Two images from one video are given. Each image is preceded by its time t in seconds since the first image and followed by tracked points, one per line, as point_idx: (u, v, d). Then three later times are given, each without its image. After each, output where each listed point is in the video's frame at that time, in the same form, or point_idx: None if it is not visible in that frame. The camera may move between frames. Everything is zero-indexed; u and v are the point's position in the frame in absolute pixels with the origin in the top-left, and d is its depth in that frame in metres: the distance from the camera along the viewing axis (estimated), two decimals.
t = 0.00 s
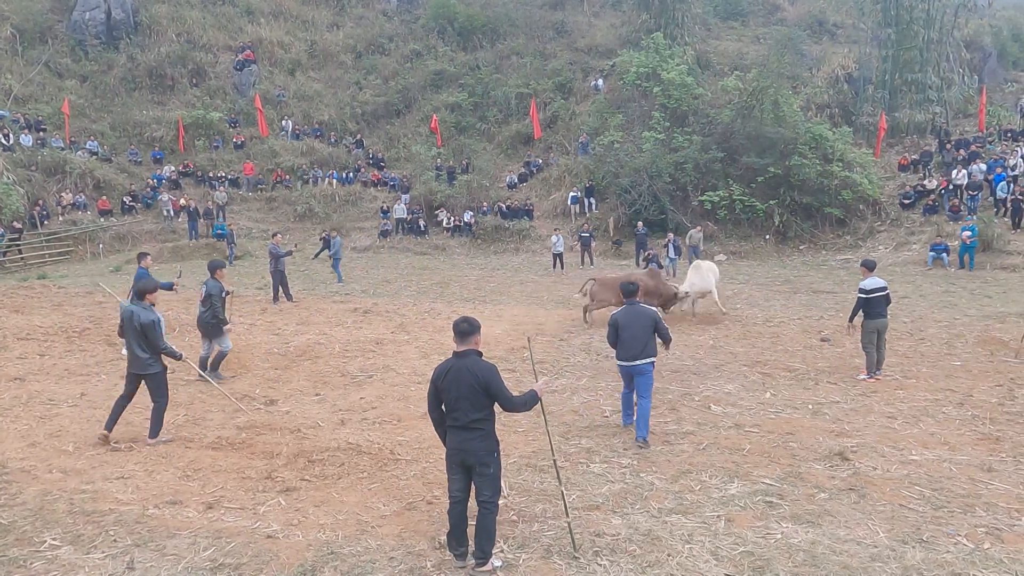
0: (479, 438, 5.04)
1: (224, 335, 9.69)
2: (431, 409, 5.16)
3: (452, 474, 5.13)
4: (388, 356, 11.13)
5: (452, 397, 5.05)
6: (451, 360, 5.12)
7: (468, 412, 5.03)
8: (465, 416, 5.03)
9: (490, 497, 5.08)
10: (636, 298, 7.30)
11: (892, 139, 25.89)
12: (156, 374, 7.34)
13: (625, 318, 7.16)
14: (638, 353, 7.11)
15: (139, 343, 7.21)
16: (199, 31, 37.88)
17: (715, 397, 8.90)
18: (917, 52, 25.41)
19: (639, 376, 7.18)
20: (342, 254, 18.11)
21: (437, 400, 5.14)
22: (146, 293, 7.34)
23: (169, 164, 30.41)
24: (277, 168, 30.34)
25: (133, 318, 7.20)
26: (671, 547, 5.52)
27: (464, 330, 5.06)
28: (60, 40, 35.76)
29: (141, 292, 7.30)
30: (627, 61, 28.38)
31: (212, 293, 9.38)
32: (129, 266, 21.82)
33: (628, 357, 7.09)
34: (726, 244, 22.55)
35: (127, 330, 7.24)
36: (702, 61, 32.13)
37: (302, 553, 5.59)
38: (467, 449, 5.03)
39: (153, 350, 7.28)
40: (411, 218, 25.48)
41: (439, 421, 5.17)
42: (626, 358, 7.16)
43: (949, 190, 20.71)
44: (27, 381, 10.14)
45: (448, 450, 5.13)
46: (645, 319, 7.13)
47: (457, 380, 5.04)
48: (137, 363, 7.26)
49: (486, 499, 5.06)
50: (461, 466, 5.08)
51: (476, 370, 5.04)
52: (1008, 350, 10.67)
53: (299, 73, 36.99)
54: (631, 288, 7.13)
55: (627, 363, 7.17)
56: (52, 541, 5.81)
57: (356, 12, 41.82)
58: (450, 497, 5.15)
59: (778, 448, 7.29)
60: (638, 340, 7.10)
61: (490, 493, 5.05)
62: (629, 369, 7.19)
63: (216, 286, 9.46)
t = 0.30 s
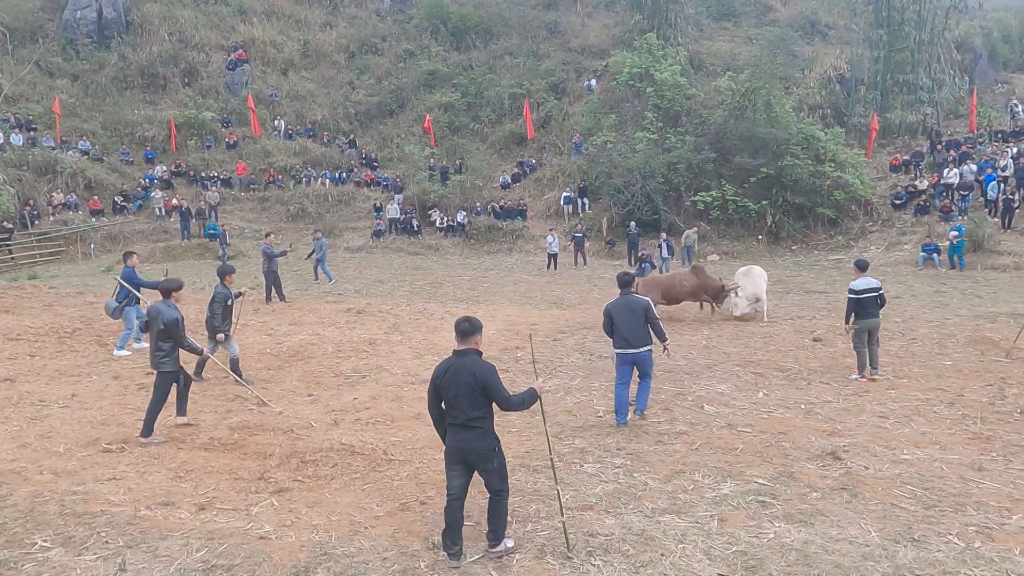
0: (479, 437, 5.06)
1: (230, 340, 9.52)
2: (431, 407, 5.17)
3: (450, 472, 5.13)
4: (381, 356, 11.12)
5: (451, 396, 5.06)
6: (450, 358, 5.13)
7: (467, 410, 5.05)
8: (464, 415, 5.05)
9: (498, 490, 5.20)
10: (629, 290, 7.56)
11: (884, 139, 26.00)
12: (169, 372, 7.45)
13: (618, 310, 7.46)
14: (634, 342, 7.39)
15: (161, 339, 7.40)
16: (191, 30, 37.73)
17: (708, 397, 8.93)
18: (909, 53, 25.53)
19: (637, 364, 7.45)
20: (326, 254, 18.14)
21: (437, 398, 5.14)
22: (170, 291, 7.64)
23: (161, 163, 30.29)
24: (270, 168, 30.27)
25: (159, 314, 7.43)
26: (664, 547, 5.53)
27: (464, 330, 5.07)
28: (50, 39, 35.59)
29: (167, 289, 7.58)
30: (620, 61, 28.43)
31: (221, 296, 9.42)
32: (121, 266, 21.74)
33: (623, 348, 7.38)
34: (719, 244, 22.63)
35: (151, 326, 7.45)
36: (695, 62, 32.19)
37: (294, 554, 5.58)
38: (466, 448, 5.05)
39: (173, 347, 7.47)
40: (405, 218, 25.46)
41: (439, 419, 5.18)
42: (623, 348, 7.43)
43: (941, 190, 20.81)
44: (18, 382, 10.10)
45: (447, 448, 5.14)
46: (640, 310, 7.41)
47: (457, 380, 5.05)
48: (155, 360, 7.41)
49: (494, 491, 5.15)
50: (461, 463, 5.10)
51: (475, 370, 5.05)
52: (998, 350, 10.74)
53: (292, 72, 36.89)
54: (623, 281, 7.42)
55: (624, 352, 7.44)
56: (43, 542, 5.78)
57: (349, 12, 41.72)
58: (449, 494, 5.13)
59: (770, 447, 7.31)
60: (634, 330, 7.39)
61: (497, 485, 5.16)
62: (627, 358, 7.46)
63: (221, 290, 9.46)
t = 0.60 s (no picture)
0: (491, 437, 5.18)
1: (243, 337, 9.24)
2: (448, 404, 5.33)
3: (459, 467, 5.26)
4: (371, 357, 11.10)
5: (467, 395, 5.21)
6: (471, 359, 5.30)
7: (482, 411, 5.18)
8: (477, 414, 5.18)
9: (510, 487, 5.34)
10: (635, 290, 7.72)
11: (872, 141, 26.17)
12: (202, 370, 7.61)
13: (619, 309, 7.70)
14: (631, 342, 7.64)
15: (193, 336, 7.56)
16: (179, 29, 37.52)
17: (698, 397, 8.96)
18: (895, 54, 25.73)
19: (631, 363, 7.72)
20: (311, 254, 18.09)
21: (455, 396, 5.30)
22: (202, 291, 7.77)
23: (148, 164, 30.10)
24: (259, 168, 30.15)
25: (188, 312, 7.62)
26: (654, 547, 5.54)
27: (487, 334, 5.22)
28: (36, 38, 35.30)
29: (199, 288, 7.75)
30: (609, 62, 28.49)
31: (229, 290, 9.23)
32: (108, 267, 21.60)
33: (618, 346, 7.66)
34: (708, 244, 22.72)
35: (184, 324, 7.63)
36: (684, 63, 32.30)
37: (284, 557, 5.56)
38: (477, 447, 5.18)
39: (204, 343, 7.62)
40: (395, 219, 25.43)
41: (455, 416, 5.33)
42: (619, 346, 7.69)
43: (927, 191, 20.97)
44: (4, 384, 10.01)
45: (459, 446, 5.28)
46: (642, 312, 7.57)
47: (474, 380, 5.20)
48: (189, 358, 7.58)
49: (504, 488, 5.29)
50: (471, 460, 5.23)
51: (493, 372, 5.18)
52: (984, 349, 10.83)
53: (280, 72, 36.74)
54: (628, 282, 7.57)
55: (620, 350, 7.71)
56: (29, 546, 5.73)
57: (338, 12, 41.59)
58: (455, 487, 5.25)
59: (759, 447, 7.34)
60: (632, 331, 7.60)
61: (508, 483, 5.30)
62: (623, 356, 7.73)
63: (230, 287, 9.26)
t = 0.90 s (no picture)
0: (495, 429, 5.27)
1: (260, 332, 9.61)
2: (462, 392, 5.45)
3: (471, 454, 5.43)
4: (358, 359, 11.05)
5: (477, 385, 5.31)
6: (484, 351, 5.35)
7: (489, 402, 5.27)
8: (486, 405, 5.28)
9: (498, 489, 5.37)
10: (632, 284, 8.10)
11: (856, 142, 26.37)
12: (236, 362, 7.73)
13: (618, 301, 8.02)
14: (628, 332, 7.91)
15: (219, 334, 7.57)
16: (164, 29, 37.23)
17: (685, 397, 8.98)
18: (880, 57, 25.97)
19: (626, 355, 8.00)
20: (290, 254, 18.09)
21: (468, 386, 5.38)
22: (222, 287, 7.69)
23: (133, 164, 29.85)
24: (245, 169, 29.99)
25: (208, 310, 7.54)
26: (640, 548, 5.54)
27: (500, 326, 5.26)
28: (19, 38, 34.92)
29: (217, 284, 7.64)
30: (596, 63, 28.54)
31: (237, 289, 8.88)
32: (92, 268, 21.40)
33: (617, 336, 7.92)
34: (695, 245, 22.81)
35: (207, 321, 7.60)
36: (671, 64, 32.41)
37: (269, 560, 5.51)
38: (484, 438, 5.30)
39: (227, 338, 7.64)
40: (382, 219, 25.38)
41: (468, 404, 5.43)
42: (615, 338, 8.01)
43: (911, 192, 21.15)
44: None
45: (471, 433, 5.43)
46: (636, 304, 7.90)
47: (484, 371, 5.27)
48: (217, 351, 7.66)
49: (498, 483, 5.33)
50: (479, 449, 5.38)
51: (501, 365, 5.23)
52: (968, 349, 10.93)
53: (267, 73, 36.55)
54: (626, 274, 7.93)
55: (615, 342, 8.02)
56: (10, 551, 5.65)
57: (325, 12, 41.41)
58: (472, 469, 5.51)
59: (745, 447, 7.36)
60: (626, 322, 7.91)
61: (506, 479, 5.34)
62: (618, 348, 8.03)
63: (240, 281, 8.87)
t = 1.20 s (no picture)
0: (495, 428, 5.36)
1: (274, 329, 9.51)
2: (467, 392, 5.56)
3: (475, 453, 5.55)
4: (344, 360, 11.01)
5: (479, 385, 5.42)
6: (487, 351, 5.46)
7: (489, 402, 5.37)
8: (486, 405, 5.38)
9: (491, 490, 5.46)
10: (624, 281, 8.35)
11: (841, 144, 26.55)
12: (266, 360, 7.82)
13: (613, 300, 8.29)
14: (626, 330, 8.24)
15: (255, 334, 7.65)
16: (149, 29, 36.94)
17: (671, 397, 9.01)
18: (864, 59, 26.19)
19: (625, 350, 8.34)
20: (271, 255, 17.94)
21: (472, 386, 5.48)
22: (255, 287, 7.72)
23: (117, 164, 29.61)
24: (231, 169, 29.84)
25: (243, 311, 7.60)
26: (626, 548, 5.55)
27: (503, 327, 5.37)
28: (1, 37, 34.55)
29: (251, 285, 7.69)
30: (584, 64, 28.55)
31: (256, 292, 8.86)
32: (76, 270, 21.21)
33: (616, 334, 8.25)
34: (682, 246, 22.89)
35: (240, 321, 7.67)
36: (658, 66, 32.51)
37: (253, 563, 5.48)
38: (483, 436, 5.40)
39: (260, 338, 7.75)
40: (369, 220, 25.30)
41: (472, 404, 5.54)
42: (614, 335, 8.32)
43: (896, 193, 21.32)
44: None
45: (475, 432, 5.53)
46: (631, 301, 8.19)
47: (484, 371, 5.38)
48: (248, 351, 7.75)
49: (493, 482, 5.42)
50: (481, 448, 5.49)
51: (501, 366, 5.32)
52: (951, 349, 11.03)
53: (253, 73, 36.35)
54: (619, 274, 8.18)
55: (613, 338, 8.34)
56: None
57: (311, 12, 41.23)
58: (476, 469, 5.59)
59: (730, 448, 7.39)
60: (624, 320, 8.22)
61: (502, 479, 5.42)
62: (616, 344, 8.37)
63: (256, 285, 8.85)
